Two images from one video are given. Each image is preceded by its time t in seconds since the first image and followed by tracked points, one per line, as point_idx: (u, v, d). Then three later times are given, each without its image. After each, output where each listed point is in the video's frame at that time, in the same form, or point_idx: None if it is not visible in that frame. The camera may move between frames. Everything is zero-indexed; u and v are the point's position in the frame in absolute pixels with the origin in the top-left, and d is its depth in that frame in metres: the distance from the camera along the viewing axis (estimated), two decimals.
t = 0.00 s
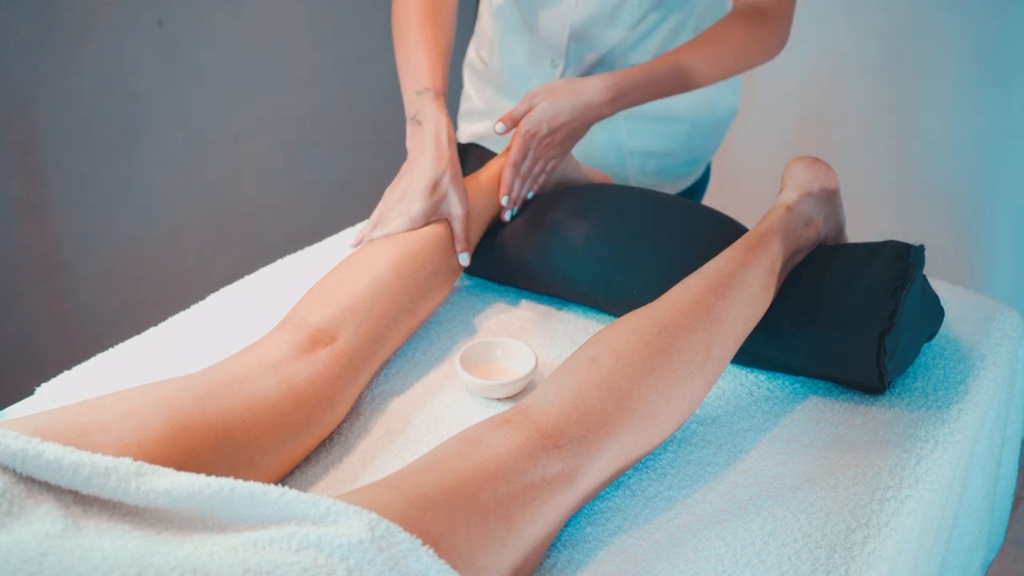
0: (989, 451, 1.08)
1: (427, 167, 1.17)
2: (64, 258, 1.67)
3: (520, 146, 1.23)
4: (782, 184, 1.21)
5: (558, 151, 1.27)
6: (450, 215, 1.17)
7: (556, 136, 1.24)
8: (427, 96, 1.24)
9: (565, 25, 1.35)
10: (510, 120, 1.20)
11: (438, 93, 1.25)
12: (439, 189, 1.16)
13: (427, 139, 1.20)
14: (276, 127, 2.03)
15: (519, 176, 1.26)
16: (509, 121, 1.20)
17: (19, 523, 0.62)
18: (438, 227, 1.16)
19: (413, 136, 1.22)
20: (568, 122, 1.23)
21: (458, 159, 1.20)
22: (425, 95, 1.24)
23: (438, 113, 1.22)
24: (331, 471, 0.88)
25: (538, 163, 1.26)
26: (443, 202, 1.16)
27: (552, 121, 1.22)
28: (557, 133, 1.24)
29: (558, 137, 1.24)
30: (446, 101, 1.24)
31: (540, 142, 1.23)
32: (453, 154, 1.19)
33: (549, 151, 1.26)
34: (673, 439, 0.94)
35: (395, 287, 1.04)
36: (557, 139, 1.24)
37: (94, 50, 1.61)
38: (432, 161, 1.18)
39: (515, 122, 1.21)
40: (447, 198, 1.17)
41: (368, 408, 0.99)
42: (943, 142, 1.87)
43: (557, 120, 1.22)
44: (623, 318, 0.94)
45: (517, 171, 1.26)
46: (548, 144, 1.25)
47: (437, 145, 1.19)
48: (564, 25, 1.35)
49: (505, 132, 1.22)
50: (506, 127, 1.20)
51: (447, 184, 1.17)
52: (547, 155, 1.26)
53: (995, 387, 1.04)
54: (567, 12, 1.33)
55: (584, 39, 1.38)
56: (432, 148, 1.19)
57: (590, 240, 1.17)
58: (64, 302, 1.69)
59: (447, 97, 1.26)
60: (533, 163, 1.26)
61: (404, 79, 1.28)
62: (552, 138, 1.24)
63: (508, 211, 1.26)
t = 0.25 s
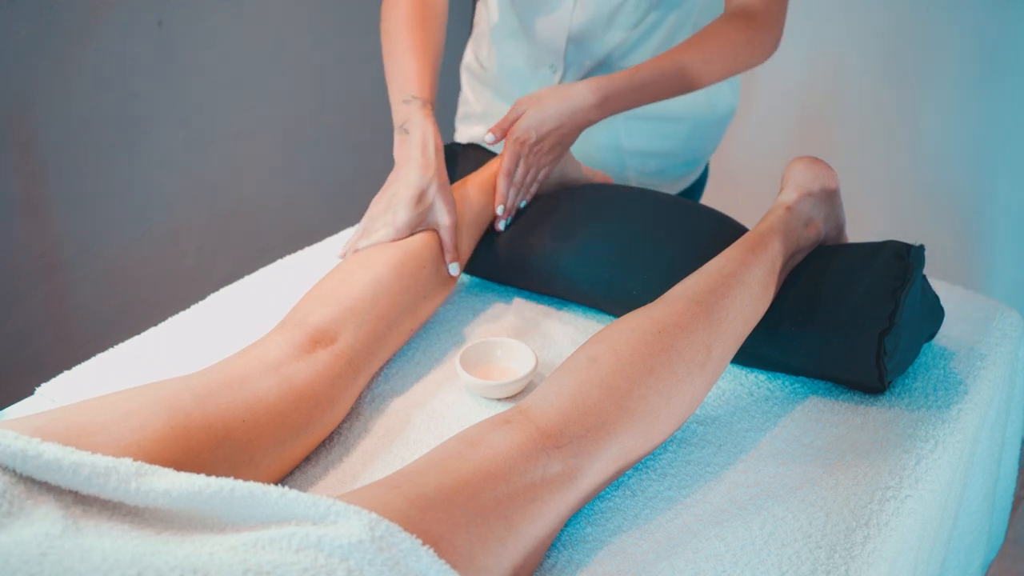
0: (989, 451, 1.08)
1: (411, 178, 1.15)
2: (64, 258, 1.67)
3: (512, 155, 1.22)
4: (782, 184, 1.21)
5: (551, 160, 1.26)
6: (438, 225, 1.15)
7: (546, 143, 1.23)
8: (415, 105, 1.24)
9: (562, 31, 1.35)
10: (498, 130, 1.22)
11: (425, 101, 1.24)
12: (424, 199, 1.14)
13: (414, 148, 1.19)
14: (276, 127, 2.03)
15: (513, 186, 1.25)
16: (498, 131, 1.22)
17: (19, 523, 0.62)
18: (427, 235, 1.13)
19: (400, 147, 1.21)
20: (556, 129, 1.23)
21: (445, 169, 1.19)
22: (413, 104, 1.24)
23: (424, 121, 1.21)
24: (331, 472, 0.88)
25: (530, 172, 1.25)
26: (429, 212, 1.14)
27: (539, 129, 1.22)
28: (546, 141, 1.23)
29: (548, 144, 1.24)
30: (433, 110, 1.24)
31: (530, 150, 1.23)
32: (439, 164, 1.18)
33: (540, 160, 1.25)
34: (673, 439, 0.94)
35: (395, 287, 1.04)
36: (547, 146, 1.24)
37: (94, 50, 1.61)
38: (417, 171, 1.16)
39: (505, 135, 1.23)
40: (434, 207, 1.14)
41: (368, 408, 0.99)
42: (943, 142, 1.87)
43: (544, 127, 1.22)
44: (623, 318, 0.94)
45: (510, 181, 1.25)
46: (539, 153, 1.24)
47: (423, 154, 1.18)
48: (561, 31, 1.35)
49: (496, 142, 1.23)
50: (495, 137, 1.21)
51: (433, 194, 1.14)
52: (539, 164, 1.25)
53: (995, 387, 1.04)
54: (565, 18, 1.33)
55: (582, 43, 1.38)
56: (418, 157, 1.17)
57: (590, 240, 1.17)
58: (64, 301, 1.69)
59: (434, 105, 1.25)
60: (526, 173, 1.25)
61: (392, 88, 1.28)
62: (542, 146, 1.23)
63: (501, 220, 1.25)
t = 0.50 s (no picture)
0: (989, 451, 1.08)
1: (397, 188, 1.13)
2: (64, 258, 1.67)
3: (504, 160, 1.21)
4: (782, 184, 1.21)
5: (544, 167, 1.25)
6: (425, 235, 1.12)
7: (537, 150, 1.22)
8: (401, 114, 1.21)
9: (557, 37, 1.35)
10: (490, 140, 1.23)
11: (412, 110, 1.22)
12: (410, 208, 1.12)
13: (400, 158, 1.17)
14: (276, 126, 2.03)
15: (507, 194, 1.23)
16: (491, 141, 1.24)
17: (19, 523, 0.62)
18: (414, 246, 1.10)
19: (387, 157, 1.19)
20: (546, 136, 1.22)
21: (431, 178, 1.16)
22: (399, 113, 1.22)
23: (410, 131, 1.19)
24: (331, 472, 0.88)
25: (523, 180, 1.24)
26: (416, 222, 1.12)
27: (530, 136, 1.21)
28: (537, 148, 1.22)
29: (539, 151, 1.23)
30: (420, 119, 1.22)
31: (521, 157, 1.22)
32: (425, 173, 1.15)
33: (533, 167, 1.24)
34: (673, 439, 0.94)
35: (395, 288, 1.04)
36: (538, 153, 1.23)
37: (94, 50, 1.61)
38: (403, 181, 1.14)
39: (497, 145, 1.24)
40: (420, 217, 1.12)
41: (368, 408, 0.99)
42: (943, 142, 1.87)
43: (535, 134, 1.21)
44: (623, 318, 0.94)
45: (504, 189, 1.23)
46: (531, 160, 1.23)
47: (409, 163, 1.16)
48: (557, 37, 1.35)
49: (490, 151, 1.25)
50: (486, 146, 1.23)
51: (419, 204, 1.12)
52: (531, 172, 1.24)
53: (995, 387, 1.04)
54: (559, 25, 1.34)
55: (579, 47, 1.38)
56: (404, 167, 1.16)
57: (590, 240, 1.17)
58: (64, 301, 1.69)
59: (422, 114, 1.23)
60: (520, 181, 1.24)
61: (379, 98, 1.26)
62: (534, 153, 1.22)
63: (496, 228, 1.23)
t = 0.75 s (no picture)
0: (989, 451, 1.08)
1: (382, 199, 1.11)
2: (64, 258, 1.67)
3: (498, 167, 1.21)
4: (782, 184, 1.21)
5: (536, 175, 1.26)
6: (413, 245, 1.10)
7: (529, 157, 1.24)
8: (388, 123, 1.19)
9: (550, 44, 1.35)
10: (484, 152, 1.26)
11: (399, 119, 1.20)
12: (396, 218, 1.09)
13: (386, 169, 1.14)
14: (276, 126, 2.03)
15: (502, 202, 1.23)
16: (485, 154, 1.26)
17: (19, 523, 0.62)
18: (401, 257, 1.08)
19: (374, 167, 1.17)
20: (537, 143, 1.23)
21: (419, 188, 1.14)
22: (386, 122, 1.19)
23: (397, 141, 1.16)
24: (331, 472, 0.88)
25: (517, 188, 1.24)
26: (403, 232, 1.09)
27: (522, 142, 1.22)
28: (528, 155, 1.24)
29: (531, 158, 1.24)
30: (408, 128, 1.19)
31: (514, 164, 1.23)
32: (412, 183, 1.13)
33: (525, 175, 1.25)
34: (673, 439, 0.94)
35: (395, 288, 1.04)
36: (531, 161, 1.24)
37: (94, 50, 1.61)
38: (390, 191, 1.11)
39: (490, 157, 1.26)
40: (407, 227, 1.09)
41: (368, 408, 0.99)
42: (943, 142, 1.87)
43: (526, 140, 1.22)
44: (623, 318, 0.94)
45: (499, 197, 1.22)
46: (523, 167, 1.24)
47: (396, 173, 1.13)
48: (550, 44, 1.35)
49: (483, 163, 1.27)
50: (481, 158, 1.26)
51: (406, 214, 1.10)
52: (524, 179, 1.25)
53: (995, 387, 1.04)
54: (553, 31, 1.33)
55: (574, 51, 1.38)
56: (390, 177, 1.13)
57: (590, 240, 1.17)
58: (64, 301, 1.69)
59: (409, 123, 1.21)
60: (514, 189, 1.24)
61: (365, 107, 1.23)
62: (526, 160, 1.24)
63: (491, 237, 1.23)
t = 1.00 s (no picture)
0: (989, 451, 1.08)
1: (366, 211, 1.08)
2: (63, 258, 1.67)
3: (488, 175, 1.20)
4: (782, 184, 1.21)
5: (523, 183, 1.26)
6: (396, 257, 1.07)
7: (518, 163, 1.24)
8: (372, 135, 1.17)
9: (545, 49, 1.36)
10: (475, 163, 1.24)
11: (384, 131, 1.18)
12: (378, 230, 1.06)
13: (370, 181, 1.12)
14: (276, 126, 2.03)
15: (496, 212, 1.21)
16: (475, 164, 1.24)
17: (19, 523, 0.62)
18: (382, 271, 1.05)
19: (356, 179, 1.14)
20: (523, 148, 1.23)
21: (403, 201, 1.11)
22: (370, 134, 1.17)
23: (381, 152, 1.14)
24: (331, 472, 0.88)
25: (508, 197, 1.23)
26: (386, 244, 1.06)
27: (509, 148, 1.22)
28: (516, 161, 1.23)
29: (519, 164, 1.24)
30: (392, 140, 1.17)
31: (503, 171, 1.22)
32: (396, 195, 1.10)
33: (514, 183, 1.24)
34: (673, 439, 0.94)
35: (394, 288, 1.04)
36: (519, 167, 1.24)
37: (94, 50, 1.61)
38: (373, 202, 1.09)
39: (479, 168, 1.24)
40: (391, 239, 1.07)
41: (368, 408, 0.99)
42: (943, 143, 1.87)
43: (513, 144, 1.22)
44: (624, 318, 0.94)
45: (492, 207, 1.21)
46: (512, 175, 1.23)
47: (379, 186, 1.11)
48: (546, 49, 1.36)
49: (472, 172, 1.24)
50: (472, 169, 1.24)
51: (390, 225, 1.07)
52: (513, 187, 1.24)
53: (995, 387, 1.04)
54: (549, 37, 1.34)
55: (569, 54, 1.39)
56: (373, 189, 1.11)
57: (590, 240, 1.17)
58: (64, 301, 1.69)
59: (394, 134, 1.19)
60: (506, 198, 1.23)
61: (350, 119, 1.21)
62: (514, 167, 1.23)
63: (487, 249, 1.21)
